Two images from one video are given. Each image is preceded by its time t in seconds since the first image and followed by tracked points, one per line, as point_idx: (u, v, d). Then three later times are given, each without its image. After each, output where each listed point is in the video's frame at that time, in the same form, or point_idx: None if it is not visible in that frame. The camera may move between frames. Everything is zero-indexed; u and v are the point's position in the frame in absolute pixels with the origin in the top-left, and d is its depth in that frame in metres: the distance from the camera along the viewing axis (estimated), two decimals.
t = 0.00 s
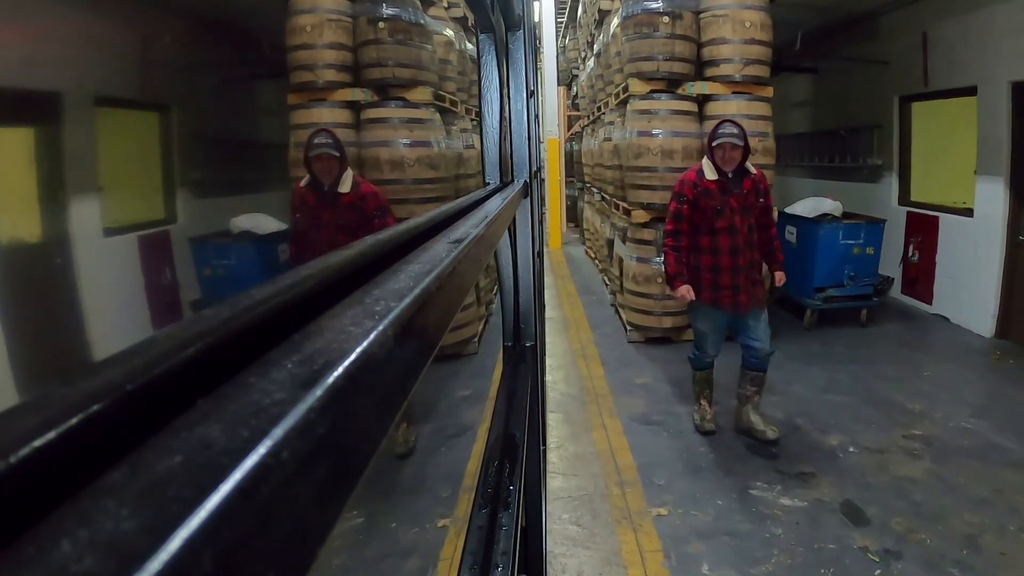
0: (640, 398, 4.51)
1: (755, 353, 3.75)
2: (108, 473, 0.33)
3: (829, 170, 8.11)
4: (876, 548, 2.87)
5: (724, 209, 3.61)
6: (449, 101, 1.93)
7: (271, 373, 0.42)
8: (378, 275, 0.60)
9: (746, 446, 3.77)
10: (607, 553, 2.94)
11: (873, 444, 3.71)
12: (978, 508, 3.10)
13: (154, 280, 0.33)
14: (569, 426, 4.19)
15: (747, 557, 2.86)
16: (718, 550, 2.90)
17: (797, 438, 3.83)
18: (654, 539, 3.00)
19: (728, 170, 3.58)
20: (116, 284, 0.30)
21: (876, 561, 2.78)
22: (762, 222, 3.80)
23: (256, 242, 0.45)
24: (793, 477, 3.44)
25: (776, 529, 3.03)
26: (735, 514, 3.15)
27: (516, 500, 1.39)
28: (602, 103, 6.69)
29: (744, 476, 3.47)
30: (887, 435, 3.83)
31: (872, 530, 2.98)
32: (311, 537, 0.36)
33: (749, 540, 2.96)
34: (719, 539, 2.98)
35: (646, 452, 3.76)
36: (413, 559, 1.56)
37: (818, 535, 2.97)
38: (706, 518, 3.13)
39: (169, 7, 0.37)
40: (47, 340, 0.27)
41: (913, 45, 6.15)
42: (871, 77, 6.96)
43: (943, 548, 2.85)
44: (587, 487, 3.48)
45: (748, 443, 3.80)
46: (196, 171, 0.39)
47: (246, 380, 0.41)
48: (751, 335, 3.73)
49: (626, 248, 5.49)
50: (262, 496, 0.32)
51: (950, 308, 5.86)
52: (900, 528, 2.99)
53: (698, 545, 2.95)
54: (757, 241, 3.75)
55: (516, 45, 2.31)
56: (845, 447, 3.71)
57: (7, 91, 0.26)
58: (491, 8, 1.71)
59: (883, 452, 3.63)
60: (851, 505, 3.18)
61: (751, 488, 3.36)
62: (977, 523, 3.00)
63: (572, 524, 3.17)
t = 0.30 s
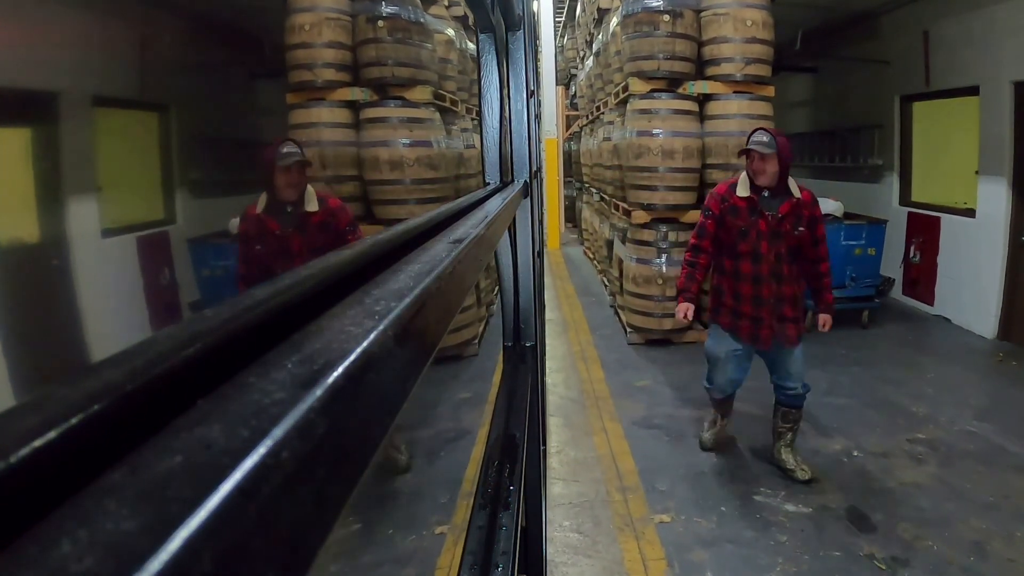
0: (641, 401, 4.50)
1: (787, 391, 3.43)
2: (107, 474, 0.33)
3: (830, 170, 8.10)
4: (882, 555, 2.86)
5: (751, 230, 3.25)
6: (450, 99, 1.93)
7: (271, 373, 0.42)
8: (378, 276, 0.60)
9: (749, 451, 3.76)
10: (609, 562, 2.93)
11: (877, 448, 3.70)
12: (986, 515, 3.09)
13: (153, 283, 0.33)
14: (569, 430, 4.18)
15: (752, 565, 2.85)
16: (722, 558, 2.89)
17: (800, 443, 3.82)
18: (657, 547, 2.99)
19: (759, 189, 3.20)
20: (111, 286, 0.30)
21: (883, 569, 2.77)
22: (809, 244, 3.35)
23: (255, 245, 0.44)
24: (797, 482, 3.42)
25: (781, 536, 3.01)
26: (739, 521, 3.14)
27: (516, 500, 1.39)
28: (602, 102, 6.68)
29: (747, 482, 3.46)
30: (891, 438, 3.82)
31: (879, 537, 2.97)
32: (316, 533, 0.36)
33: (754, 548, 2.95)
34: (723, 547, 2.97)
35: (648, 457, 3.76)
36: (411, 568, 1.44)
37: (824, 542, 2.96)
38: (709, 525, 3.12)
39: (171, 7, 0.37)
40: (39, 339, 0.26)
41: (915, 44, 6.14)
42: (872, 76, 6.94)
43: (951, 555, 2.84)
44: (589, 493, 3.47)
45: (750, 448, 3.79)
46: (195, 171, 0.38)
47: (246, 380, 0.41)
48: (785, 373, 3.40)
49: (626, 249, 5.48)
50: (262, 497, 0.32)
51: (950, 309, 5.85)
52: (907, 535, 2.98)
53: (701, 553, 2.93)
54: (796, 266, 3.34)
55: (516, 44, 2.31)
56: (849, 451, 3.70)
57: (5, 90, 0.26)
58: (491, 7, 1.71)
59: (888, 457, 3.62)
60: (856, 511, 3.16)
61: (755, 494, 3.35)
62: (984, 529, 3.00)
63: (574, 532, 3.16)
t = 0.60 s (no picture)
0: (642, 404, 4.50)
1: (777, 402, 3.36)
2: (108, 473, 0.33)
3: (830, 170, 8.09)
4: (889, 562, 2.86)
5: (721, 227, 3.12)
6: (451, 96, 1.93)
7: (270, 373, 0.42)
8: (378, 275, 0.60)
9: (752, 455, 3.76)
10: (611, 569, 2.92)
11: (882, 452, 3.70)
12: (993, 521, 3.09)
13: (151, 284, 0.33)
14: (570, 434, 4.18)
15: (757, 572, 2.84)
16: (726, 566, 2.89)
17: (804, 446, 3.81)
18: (659, 554, 2.98)
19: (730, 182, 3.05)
20: (106, 288, 0.30)
21: None
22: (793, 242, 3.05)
23: (254, 245, 0.44)
24: (802, 487, 3.41)
25: (786, 543, 3.00)
26: (743, 527, 3.13)
27: (515, 499, 1.39)
28: (601, 102, 6.68)
29: (750, 487, 3.45)
30: (895, 442, 3.82)
31: (885, 544, 2.96)
32: (318, 534, 0.36)
33: (758, 555, 2.94)
34: (726, 554, 2.96)
35: (649, 462, 3.76)
36: None
37: (830, 549, 2.95)
38: (713, 532, 3.11)
39: (169, 5, 0.37)
40: (35, 341, 0.26)
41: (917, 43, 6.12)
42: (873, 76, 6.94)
43: (958, 562, 2.84)
44: (590, 499, 3.47)
45: (753, 452, 3.79)
46: (194, 171, 0.38)
47: (246, 381, 0.41)
48: (771, 381, 3.27)
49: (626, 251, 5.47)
50: (263, 496, 0.32)
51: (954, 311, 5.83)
52: (913, 541, 2.98)
53: (704, 561, 2.93)
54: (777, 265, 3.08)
55: (515, 44, 2.31)
56: (853, 455, 3.69)
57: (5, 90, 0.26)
58: (491, 7, 1.71)
59: (892, 461, 3.62)
60: (861, 517, 3.16)
61: (758, 499, 3.33)
62: (992, 536, 2.99)
63: (575, 539, 3.15)
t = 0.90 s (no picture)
0: (642, 408, 4.50)
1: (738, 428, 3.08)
2: (108, 473, 0.33)
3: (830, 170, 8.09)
4: (895, 569, 2.84)
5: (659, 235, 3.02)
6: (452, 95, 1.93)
7: (270, 373, 0.42)
8: (378, 275, 0.60)
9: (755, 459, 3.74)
10: None
11: (886, 456, 3.69)
12: (999, 526, 3.08)
13: (149, 284, 0.33)
14: (571, 438, 4.16)
15: None
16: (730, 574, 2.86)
17: (807, 450, 3.80)
18: (662, 563, 2.97)
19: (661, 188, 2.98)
20: (101, 288, 0.30)
21: None
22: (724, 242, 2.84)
23: (252, 246, 0.44)
24: (806, 492, 3.39)
25: (791, 550, 2.98)
26: (748, 535, 3.11)
27: (516, 499, 1.39)
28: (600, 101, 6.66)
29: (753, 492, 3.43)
30: (899, 446, 3.81)
31: (891, 551, 2.94)
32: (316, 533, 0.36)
33: (763, 563, 2.92)
34: (731, 562, 2.94)
35: (651, 467, 3.75)
36: None
37: (835, 555, 2.93)
38: (717, 540, 3.09)
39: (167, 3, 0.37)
40: (33, 340, 0.26)
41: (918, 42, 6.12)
42: (874, 76, 6.93)
43: (965, 569, 2.82)
44: (591, 506, 3.44)
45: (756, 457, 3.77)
46: (193, 171, 0.38)
47: (246, 380, 0.41)
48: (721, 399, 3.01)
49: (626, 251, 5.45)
50: (263, 496, 0.32)
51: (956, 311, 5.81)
52: (919, 548, 2.96)
53: (708, 570, 2.90)
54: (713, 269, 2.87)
55: (515, 44, 2.31)
56: (857, 459, 3.68)
57: (4, 90, 0.26)
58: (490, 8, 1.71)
59: (896, 465, 3.61)
60: (867, 523, 3.14)
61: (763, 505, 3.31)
62: (998, 541, 2.98)
63: (576, 546, 3.12)
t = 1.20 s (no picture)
0: (643, 412, 4.49)
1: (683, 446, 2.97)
2: (108, 473, 0.33)
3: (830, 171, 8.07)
4: None
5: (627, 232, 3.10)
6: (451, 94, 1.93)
7: (270, 373, 0.42)
8: (377, 275, 0.60)
9: (759, 464, 3.71)
10: None
11: (892, 462, 3.67)
12: (1007, 532, 3.06)
13: (147, 286, 0.33)
14: (571, 443, 4.14)
15: None
16: None
17: (812, 456, 3.78)
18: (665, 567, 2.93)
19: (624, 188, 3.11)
20: (99, 292, 0.30)
21: None
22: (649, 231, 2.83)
23: (249, 246, 0.44)
24: (811, 499, 3.36)
25: (798, 560, 2.92)
26: (754, 544, 3.04)
27: (516, 500, 1.39)
28: (600, 101, 6.65)
29: (758, 499, 3.37)
30: (904, 451, 3.79)
31: (899, 558, 2.91)
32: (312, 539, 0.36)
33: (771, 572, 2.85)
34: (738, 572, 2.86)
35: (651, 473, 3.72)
36: None
37: (842, 563, 2.89)
38: (721, 549, 3.01)
39: (166, 4, 0.37)
40: (33, 341, 0.26)
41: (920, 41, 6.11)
42: (875, 76, 6.91)
43: None
44: (592, 514, 3.37)
45: (760, 462, 3.73)
46: (192, 173, 0.38)
47: (246, 381, 0.41)
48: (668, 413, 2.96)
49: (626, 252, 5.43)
50: (262, 496, 0.32)
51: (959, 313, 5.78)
52: (928, 556, 2.92)
53: None
54: (646, 261, 2.87)
55: (515, 45, 2.31)
56: (863, 465, 3.66)
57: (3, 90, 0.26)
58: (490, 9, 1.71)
59: (903, 471, 3.59)
60: (874, 531, 3.10)
61: (767, 513, 3.26)
62: (1007, 549, 2.95)
63: (577, 555, 3.06)
